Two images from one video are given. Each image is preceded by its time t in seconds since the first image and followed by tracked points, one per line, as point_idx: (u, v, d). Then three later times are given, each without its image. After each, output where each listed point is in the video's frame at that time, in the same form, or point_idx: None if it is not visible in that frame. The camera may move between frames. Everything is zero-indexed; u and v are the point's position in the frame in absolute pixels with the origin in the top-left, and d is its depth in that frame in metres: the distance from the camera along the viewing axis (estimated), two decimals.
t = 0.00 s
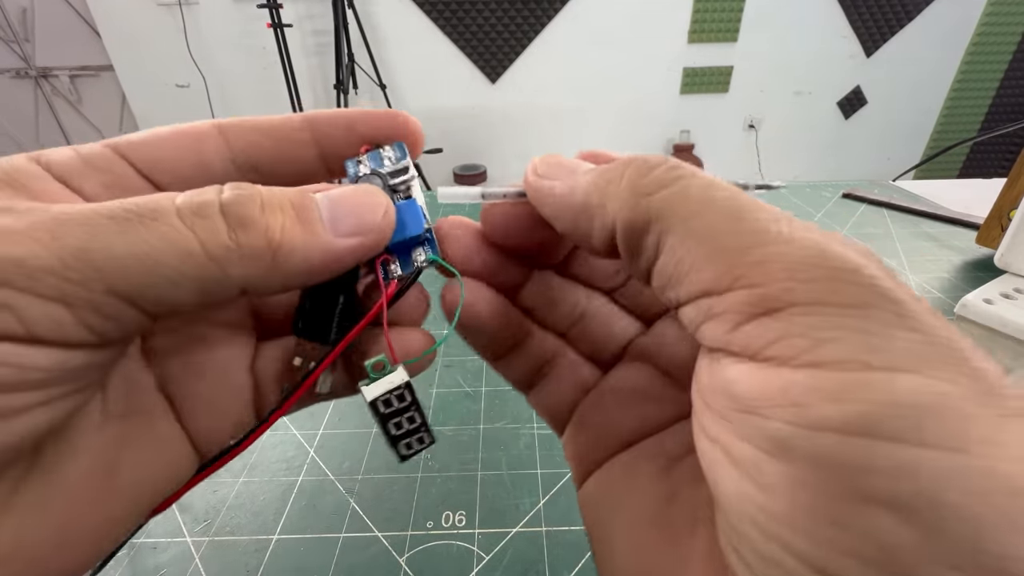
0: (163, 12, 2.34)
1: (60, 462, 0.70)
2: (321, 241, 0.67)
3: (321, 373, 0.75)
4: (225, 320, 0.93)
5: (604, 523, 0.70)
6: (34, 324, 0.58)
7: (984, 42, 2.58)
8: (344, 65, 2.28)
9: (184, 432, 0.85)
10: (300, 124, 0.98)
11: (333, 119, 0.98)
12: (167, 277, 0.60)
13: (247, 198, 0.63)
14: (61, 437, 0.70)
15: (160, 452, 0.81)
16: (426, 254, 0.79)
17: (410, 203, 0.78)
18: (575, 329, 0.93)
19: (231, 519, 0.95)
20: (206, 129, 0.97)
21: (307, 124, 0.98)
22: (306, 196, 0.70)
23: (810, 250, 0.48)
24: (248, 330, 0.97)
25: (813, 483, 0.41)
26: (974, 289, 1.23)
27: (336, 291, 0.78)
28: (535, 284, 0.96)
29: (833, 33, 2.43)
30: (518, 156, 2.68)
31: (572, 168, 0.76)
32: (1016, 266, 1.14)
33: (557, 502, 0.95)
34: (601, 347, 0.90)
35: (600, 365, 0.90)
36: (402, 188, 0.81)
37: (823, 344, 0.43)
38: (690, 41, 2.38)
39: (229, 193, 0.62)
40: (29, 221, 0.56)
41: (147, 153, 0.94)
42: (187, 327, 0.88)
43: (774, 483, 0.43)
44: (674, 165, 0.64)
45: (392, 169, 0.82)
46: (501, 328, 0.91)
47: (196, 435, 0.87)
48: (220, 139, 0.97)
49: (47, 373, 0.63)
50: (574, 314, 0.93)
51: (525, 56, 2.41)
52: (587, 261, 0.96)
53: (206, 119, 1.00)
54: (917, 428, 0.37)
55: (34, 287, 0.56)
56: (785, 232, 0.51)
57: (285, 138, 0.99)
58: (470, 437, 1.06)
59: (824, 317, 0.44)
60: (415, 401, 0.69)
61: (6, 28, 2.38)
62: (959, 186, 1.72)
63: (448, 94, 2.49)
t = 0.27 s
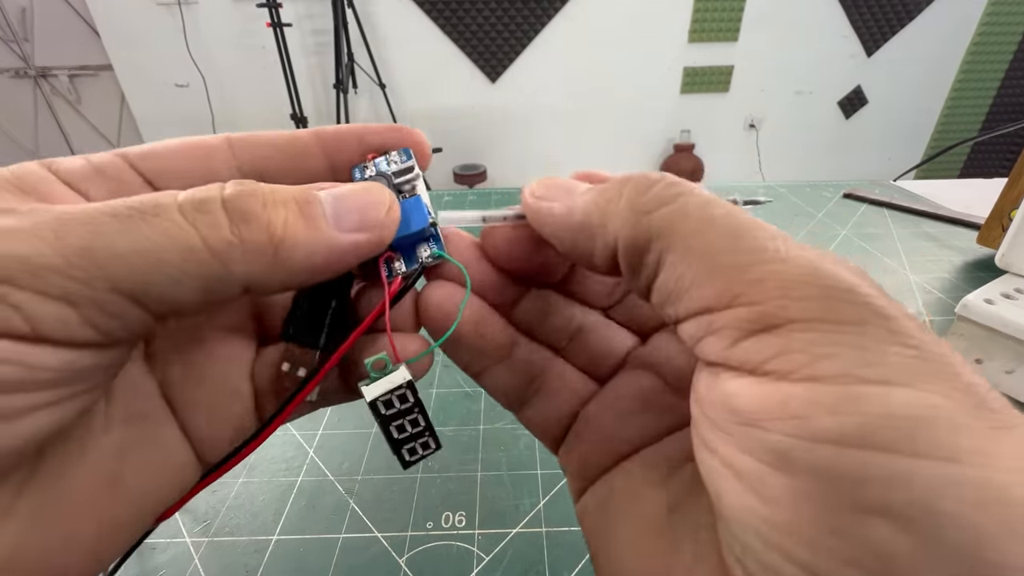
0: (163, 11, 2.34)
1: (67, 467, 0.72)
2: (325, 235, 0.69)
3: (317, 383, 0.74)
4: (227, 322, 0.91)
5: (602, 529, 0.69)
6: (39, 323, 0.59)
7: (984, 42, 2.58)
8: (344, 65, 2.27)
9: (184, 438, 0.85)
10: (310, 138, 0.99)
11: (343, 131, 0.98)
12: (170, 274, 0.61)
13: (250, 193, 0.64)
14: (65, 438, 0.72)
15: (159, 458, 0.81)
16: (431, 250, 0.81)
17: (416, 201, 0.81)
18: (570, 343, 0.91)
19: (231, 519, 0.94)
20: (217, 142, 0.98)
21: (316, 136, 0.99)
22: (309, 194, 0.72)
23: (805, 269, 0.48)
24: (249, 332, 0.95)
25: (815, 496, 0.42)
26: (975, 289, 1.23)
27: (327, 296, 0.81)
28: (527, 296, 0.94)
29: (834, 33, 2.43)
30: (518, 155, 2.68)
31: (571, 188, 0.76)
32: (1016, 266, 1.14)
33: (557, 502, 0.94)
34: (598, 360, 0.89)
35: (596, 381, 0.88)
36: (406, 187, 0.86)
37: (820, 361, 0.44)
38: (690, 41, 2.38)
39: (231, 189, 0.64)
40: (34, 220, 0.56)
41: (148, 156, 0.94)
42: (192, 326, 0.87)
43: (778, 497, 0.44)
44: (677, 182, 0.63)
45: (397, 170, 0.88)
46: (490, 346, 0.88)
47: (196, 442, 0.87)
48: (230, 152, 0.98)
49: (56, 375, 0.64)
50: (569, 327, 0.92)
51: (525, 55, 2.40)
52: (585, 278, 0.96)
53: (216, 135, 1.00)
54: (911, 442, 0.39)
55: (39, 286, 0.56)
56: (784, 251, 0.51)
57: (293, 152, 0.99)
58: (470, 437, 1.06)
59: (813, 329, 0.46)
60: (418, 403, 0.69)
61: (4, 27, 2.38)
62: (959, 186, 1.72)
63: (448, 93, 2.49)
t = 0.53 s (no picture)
0: (163, 11, 2.33)
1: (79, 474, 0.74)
2: (335, 261, 0.69)
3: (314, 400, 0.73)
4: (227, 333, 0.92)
5: (616, 543, 0.72)
6: (67, 336, 0.59)
7: (985, 42, 2.58)
8: (344, 65, 2.27)
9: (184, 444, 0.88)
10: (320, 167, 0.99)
11: (349, 159, 0.98)
12: (190, 295, 0.62)
13: (266, 221, 0.66)
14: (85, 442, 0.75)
15: (163, 463, 0.84)
16: (428, 276, 0.82)
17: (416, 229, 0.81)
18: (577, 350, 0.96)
19: (231, 519, 0.94)
20: (229, 165, 0.97)
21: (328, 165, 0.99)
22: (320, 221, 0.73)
23: (799, 282, 0.48)
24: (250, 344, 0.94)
25: (795, 519, 0.43)
26: (974, 289, 1.23)
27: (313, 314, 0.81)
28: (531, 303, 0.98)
29: (834, 33, 2.43)
30: (519, 155, 2.68)
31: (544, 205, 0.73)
32: (1016, 267, 1.13)
33: (557, 502, 0.94)
34: (607, 364, 0.93)
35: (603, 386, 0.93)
36: (407, 216, 0.87)
37: (812, 388, 0.45)
38: (690, 41, 2.38)
39: (249, 218, 0.66)
40: (65, 239, 0.58)
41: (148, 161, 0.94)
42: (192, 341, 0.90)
43: (762, 517, 0.45)
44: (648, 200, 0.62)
45: (400, 200, 0.89)
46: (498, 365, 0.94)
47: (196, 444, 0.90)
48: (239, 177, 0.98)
49: (73, 382, 0.64)
50: (574, 335, 0.96)
51: (525, 55, 2.40)
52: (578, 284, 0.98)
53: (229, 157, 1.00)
54: (895, 473, 0.40)
55: (69, 300, 0.57)
56: (781, 259, 0.51)
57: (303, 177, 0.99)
58: (470, 437, 1.06)
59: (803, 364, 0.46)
60: (410, 419, 0.68)
61: (4, 28, 2.38)
62: (959, 186, 1.72)
63: (448, 93, 2.49)
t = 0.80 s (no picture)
0: (163, 11, 2.34)
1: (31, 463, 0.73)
2: (301, 245, 0.63)
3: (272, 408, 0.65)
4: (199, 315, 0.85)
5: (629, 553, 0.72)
6: None
7: (985, 42, 2.58)
8: (344, 65, 2.27)
9: (145, 439, 0.84)
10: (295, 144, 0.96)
11: (328, 140, 0.95)
12: (126, 263, 0.57)
13: (225, 184, 0.58)
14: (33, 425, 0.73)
15: (117, 461, 0.81)
16: (408, 276, 0.76)
17: (399, 223, 0.75)
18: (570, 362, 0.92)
19: (231, 519, 0.94)
20: (194, 137, 0.95)
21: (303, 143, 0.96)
22: (292, 197, 0.66)
23: (828, 283, 0.50)
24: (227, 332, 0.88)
25: (853, 521, 0.45)
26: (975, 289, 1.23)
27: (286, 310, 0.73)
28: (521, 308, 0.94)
29: (834, 33, 2.43)
30: (518, 155, 2.68)
31: (561, 220, 0.66)
32: (1016, 266, 1.13)
33: (557, 502, 0.94)
34: (601, 380, 0.90)
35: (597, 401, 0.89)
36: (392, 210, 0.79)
37: (868, 386, 0.46)
38: (690, 41, 2.38)
39: (204, 180, 0.58)
40: None
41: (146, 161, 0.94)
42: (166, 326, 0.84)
43: (811, 521, 0.47)
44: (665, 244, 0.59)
45: (385, 189, 0.81)
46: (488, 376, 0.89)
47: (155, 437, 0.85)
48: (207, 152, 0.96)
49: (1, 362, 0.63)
50: (564, 350, 0.93)
51: (525, 55, 2.40)
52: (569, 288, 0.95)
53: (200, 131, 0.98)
54: (955, 470, 0.43)
55: None
56: (780, 266, 0.52)
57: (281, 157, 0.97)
58: (470, 437, 1.05)
59: (835, 358, 0.48)
60: (378, 433, 0.64)
61: (5, 28, 2.38)
62: (960, 186, 1.72)
63: (448, 93, 2.49)
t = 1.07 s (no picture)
0: (163, 12, 2.34)
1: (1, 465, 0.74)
2: (294, 250, 0.60)
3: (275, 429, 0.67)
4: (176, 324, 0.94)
5: None
6: None
7: (985, 43, 2.58)
8: (344, 65, 2.27)
9: (121, 444, 0.90)
10: (288, 100, 1.01)
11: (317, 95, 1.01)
12: (57, 262, 0.53)
13: (190, 183, 0.53)
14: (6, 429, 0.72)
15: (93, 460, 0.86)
16: (433, 280, 0.74)
17: (423, 212, 0.73)
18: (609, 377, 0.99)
19: (231, 519, 0.94)
20: (175, 91, 1.00)
21: (295, 101, 1.01)
22: (283, 184, 0.60)
23: (930, 345, 0.54)
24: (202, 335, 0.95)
25: None
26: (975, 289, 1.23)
27: (282, 318, 0.71)
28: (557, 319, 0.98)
29: (833, 32, 2.43)
30: (519, 155, 2.68)
31: (619, 249, 0.64)
32: (1016, 266, 1.13)
33: (557, 501, 0.95)
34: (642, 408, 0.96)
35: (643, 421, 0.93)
36: (410, 194, 0.78)
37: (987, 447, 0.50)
38: (690, 41, 2.38)
39: (167, 176, 0.53)
40: None
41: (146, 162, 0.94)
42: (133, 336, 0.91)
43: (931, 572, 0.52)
44: (726, 276, 0.62)
45: (401, 170, 0.79)
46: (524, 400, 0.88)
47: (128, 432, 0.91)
48: (187, 104, 1.00)
49: None
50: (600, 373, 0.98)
51: (525, 54, 2.40)
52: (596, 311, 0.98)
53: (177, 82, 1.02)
54: None
55: None
56: (825, 297, 0.58)
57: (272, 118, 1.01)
58: (470, 436, 1.05)
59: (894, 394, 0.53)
60: (398, 476, 0.60)
61: (5, 27, 2.37)
62: (960, 186, 1.71)
63: (448, 93, 2.49)
